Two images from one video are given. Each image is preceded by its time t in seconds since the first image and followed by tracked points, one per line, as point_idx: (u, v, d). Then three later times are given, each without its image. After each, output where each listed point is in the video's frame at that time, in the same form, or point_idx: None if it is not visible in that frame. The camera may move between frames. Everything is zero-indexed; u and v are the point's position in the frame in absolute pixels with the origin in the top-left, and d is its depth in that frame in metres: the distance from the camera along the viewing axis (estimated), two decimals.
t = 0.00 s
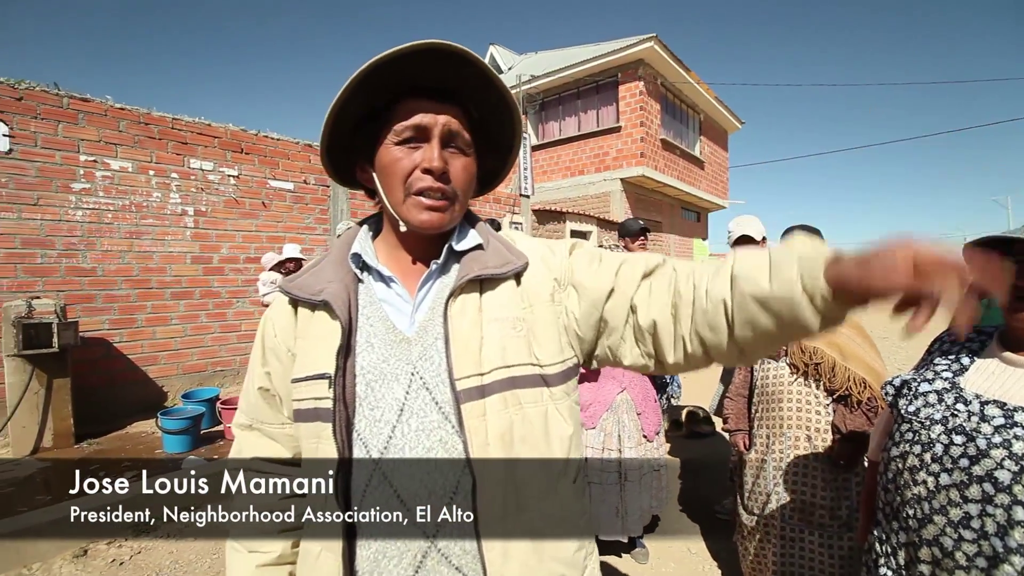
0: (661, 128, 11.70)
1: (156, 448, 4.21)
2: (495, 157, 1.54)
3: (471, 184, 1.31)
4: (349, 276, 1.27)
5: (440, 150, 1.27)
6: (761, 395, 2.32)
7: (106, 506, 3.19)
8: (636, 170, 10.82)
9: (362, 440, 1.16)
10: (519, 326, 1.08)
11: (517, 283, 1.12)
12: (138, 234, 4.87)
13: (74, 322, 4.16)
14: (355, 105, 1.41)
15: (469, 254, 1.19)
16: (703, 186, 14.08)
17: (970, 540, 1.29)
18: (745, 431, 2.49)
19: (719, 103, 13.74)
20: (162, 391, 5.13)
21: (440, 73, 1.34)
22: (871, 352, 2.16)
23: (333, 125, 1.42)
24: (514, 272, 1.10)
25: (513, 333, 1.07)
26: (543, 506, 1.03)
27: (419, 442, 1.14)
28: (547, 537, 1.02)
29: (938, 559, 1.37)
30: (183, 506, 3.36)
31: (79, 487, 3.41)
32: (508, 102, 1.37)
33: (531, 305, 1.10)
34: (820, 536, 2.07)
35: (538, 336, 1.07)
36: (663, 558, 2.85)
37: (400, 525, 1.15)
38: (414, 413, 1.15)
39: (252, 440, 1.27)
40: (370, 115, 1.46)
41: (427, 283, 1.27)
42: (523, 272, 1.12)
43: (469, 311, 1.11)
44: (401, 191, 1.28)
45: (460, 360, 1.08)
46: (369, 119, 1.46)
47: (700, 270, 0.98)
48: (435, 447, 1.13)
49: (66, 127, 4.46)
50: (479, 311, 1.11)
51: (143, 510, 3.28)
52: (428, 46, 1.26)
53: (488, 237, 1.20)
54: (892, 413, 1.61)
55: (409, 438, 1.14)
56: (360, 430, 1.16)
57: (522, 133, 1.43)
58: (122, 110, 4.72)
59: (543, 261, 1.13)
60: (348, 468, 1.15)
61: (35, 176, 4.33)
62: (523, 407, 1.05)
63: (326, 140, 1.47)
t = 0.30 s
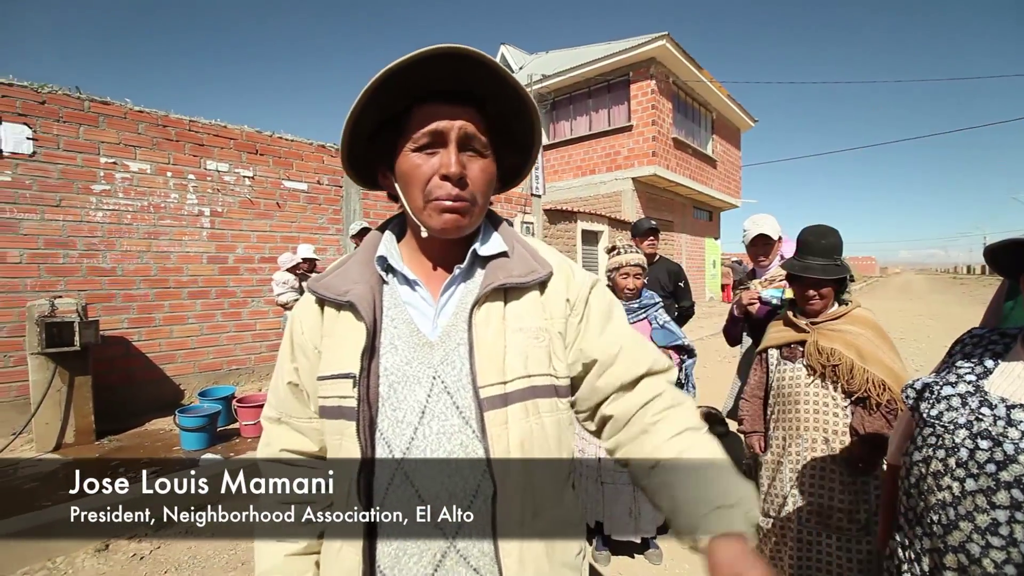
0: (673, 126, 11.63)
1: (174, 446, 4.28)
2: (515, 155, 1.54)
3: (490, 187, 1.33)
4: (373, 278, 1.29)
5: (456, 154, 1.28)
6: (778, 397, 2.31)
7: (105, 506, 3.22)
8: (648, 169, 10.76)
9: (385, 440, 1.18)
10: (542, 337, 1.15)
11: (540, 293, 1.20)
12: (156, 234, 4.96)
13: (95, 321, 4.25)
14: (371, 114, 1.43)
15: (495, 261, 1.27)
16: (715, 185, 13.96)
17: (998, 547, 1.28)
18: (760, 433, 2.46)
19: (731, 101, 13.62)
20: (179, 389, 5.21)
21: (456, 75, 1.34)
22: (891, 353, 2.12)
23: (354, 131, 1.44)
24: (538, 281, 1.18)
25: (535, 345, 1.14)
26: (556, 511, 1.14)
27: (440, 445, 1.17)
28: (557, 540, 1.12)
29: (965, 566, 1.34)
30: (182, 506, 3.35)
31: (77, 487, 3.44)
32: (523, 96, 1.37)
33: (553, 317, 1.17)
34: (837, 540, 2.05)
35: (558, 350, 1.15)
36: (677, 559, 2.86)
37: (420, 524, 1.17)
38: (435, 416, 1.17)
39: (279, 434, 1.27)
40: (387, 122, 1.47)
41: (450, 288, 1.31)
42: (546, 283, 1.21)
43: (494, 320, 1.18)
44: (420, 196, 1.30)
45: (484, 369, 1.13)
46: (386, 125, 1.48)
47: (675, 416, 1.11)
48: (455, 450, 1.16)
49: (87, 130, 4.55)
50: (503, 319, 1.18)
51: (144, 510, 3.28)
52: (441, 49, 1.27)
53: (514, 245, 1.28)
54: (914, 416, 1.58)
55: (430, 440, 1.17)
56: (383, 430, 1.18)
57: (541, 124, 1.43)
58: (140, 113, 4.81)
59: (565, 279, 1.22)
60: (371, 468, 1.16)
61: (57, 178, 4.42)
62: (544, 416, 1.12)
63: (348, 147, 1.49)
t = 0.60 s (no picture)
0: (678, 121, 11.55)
1: (185, 444, 4.33)
2: (526, 155, 1.56)
3: (502, 188, 1.34)
4: (381, 275, 1.30)
5: (471, 154, 1.29)
6: (786, 392, 2.29)
7: (106, 506, 3.22)
8: (653, 164, 10.70)
9: (395, 435, 1.18)
10: (549, 334, 1.17)
11: (547, 290, 1.23)
12: (164, 235, 5.00)
13: (105, 321, 4.29)
14: (384, 108, 1.41)
15: (504, 259, 1.28)
16: (722, 180, 13.87)
17: (1013, 540, 1.27)
18: (769, 428, 2.45)
19: (737, 95, 13.50)
20: (189, 387, 5.27)
21: (475, 76, 1.34)
22: (901, 347, 2.10)
23: (368, 125, 1.43)
24: (546, 279, 1.20)
25: (544, 342, 1.16)
26: (561, 504, 1.16)
27: (448, 440, 1.17)
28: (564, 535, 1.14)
29: (978, 560, 1.34)
30: (183, 506, 3.35)
31: (76, 487, 3.46)
32: (539, 98, 1.38)
33: (559, 314, 1.20)
34: (847, 535, 2.04)
35: (565, 347, 1.18)
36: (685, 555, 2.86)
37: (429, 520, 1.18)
38: (444, 411, 1.19)
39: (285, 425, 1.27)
40: (400, 116, 1.46)
41: (458, 286, 1.32)
42: (553, 280, 1.23)
43: (502, 316, 1.19)
44: (433, 195, 1.31)
45: (494, 364, 1.15)
46: (402, 120, 1.47)
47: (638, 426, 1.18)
48: (464, 445, 1.17)
49: (95, 132, 4.58)
50: (511, 315, 1.20)
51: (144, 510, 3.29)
52: (463, 50, 1.26)
53: (521, 244, 1.30)
54: (924, 410, 1.57)
55: (439, 436, 1.18)
56: (393, 425, 1.19)
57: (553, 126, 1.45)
58: (147, 114, 4.84)
59: (571, 279, 1.25)
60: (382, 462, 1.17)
61: (67, 181, 4.46)
62: (551, 411, 1.15)
63: (361, 139, 1.48)
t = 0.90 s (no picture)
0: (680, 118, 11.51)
1: (188, 442, 4.34)
2: (520, 151, 1.57)
3: (498, 184, 1.34)
4: (382, 269, 1.29)
5: (467, 153, 1.28)
6: (789, 389, 2.29)
7: (105, 506, 3.19)
8: (655, 162, 10.67)
9: (397, 430, 1.18)
10: (548, 327, 1.18)
11: (546, 283, 1.24)
12: (167, 234, 5.01)
13: (108, 320, 4.30)
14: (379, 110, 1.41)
15: (502, 253, 1.28)
16: (724, 177, 13.83)
17: (1017, 537, 1.26)
18: (771, 426, 2.44)
19: (740, 91, 13.45)
20: (192, 386, 5.28)
21: (468, 74, 1.34)
22: (904, 344, 2.10)
23: (364, 127, 1.42)
24: (545, 271, 1.21)
25: (543, 335, 1.17)
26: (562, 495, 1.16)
27: (450, 433, 1.17)
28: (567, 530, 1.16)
29: (982, 557, 1.33)
30: (183, 506, 3.35)
31: (76, 487, 3.46)
32: (533, 96, 1.38)
33: (557, 307, 1.21)
34: (850, 533, 2.04)
35: (563, 340, 1.19)
36: (688, 553, 2.87)
37: (432, 517, 1.18)
38: (446, 405, 1.19)
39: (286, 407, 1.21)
40: (394, 118, 1.46)
41: (457, 280, 1.32)
42: (551, 273, 1.24)
43: (502, 310, 1.19)
44: (430, 194, 1.30)
45: (494, 356, 1.15)
46: (397, 121, 1.46)
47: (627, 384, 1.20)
48: (466, 438, 1.17)
49: (97, 131, 4.59)
50: (510, 308, 1.20)
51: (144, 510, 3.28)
52: (457, 50, 1.26)
53: (518, 237, 1.32)
54: (928, 406, 1.57)
55: (441, 429, 1.18)
56: (395, 419, 1.19)
57: (547, 123, 1.45)
58: (149, 113, 4.85)
59: (567, 272, 1.26)
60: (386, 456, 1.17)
61: (69, 179, 4.47)
62: (550, 403, 1.16)
63: (357, 142, 1.47)
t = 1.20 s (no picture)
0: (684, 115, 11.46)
1: (195, 440, 4.37)
2: (528, 151, 1.57)
3: (506, 185, 1.34)
4: (389, 264, 1.29)
5: (475, 154, 1.28)
6: (794, 387, 2.27)
7: (106, 506, 3.20)
8: (659, 159, 10.63)
9: (405, 424, 1.18)
10: (555, 321, 1.19)
11: (552, 278, 1.25)
12: (172, 233, 5.03)
13: (114, 319, 4.33)
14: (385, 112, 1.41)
15: (508, 248, 1.29)
16: (728, 174, 13.77)
17: None
18: (776, 424, 2.44)
19: (744, 88, 13.38)
20: (197, 384, 5.31)
21: (475, 75, 1.33)
22: (910, 342, 2.08)
23: (372, 129, 1.43)
24: (552, 267, 1.23)
25: (551, 329, 1.18)
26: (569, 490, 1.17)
27: (459, 427, 1.17)
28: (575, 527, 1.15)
29: (990, 557, 1.32)
30: (183, 506, 3.32)
31: (77, 488, 3.44)
32: (541, 96, 1.38)
33: (564, 302, 1.22)
34: (856, 531, 2.03)
35: (570, 334, 1.20)
36: (692, 551, 2.87)
37: (439, 512, 1.18)
38: (454, 399, 1.18)
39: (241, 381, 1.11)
40: (399, 119, 1.46)
41: (464, 275, 1.33)
42: (557, 268, 1.25)
43: (509, 304, 1.21)
44: (438, 196, 1.30)
45: (502, 350, 1.16)
46: (404, 123, 1.47)
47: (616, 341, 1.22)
48: (474, 432, 1.17)
49: (102, 131, 4.61)
50: (517, 302, 1.22)
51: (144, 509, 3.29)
52: (463, 52, 1.25)
53: (524, 233, 1.33)
54: (934, 404, 1.56)
55: (449, 424, 1.18)
56: (403, 413, 1.18)
57: (554, 122, 1.45)
58: (154, 113, 4.87)
59: (574, 267, 1.27)
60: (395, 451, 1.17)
61: (75, 179, 4.50)
62: (556, 396, 1.17)
63: (365, 144, 1.48)
